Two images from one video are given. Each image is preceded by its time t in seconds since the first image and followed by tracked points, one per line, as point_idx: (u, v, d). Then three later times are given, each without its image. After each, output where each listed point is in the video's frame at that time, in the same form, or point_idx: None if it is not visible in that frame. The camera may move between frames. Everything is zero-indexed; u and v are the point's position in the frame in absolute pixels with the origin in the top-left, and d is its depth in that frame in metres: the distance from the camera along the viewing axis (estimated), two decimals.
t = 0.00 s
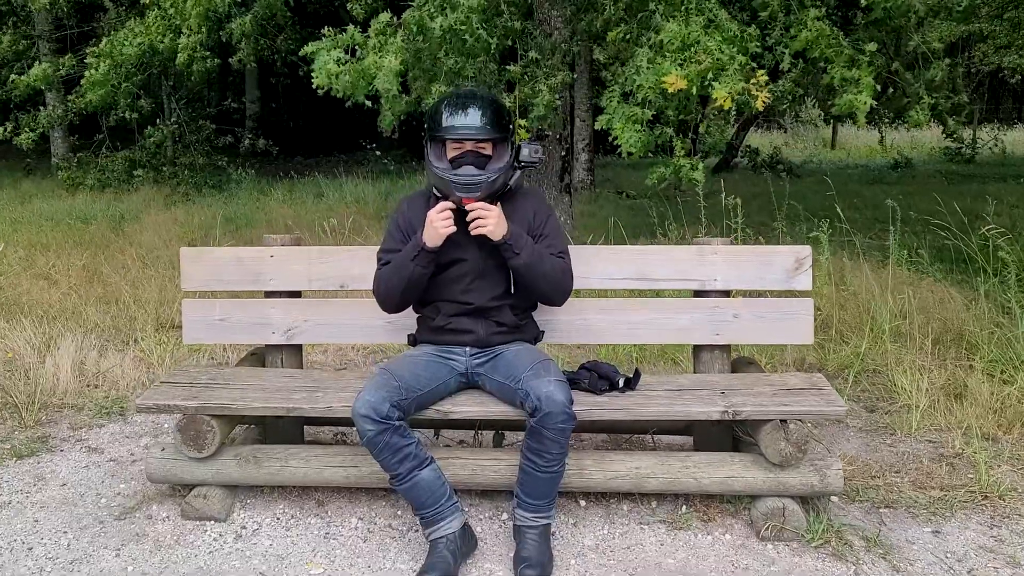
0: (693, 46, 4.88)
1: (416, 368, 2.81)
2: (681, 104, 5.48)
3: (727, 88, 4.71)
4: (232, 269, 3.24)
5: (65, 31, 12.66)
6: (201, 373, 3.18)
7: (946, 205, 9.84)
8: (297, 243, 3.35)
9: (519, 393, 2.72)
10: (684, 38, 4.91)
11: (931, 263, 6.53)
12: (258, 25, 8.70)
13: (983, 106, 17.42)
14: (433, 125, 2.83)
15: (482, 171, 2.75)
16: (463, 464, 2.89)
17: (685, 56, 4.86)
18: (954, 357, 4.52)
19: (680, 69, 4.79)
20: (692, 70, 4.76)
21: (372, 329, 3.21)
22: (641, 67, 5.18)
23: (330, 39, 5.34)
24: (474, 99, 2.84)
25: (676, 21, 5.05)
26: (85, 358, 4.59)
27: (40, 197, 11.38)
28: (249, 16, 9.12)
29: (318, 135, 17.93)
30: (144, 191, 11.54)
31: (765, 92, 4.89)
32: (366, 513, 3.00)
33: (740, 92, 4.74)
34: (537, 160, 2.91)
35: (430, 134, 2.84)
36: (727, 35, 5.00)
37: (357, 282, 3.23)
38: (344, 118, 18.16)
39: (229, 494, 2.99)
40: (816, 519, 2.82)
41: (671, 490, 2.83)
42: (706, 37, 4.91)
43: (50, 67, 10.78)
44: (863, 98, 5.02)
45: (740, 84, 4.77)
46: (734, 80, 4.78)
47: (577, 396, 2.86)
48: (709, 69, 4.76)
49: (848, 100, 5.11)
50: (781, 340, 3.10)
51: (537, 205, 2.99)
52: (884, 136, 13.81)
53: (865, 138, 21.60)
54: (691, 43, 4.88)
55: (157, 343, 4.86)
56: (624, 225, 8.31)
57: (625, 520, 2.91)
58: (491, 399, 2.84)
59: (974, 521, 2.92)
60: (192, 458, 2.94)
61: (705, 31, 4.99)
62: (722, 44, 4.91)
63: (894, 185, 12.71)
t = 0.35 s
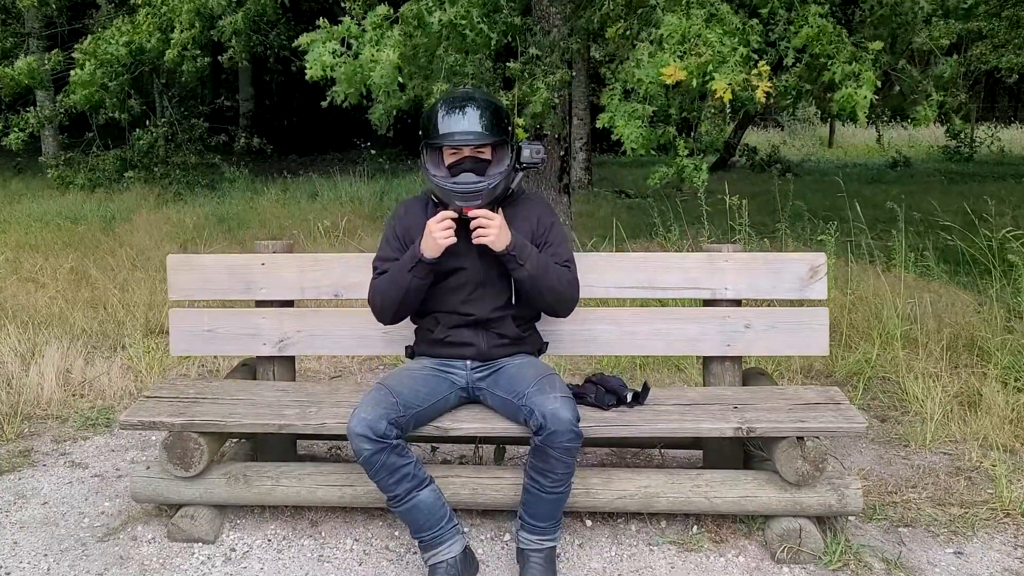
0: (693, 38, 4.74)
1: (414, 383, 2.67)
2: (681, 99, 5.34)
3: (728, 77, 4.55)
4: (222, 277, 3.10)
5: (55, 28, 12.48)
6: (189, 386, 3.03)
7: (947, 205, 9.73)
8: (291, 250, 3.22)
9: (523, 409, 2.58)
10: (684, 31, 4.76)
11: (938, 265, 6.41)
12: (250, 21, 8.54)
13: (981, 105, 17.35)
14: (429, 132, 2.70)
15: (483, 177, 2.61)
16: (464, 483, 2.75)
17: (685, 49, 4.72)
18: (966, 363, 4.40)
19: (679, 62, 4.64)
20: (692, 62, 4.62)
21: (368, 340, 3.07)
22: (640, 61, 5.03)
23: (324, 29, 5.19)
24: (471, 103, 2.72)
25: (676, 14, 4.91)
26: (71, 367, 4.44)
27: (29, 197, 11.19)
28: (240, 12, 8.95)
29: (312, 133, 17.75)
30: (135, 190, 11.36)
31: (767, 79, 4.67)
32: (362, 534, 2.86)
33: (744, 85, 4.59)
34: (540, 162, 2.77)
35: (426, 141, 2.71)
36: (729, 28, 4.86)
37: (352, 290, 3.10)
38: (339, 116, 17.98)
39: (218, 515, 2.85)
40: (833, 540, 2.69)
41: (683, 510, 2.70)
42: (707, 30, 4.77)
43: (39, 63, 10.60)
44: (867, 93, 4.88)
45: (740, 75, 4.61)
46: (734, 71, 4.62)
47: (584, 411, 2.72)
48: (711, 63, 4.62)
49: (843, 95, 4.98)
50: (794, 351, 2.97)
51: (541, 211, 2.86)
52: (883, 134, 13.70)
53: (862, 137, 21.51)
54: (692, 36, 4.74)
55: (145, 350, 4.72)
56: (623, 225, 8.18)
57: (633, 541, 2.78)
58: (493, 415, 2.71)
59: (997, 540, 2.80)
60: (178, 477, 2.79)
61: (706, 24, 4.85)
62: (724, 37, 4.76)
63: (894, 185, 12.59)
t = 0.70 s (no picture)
0: (697, 31, 4.57)
1: (408, 403, 2.50)
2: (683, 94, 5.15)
3: (734, 67, 4.36)
4: (204, 287, 2.92)
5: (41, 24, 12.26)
6: (169, 404, 2.86)
7: (950, 205, 9.57)
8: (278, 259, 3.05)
9: (525, 432, 2.41)
10: (687, 24, 4.61)
11: (945, 267, 6.26)
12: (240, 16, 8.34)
13: (980, 103, 17.24)
14: (426, 132, 2.52)
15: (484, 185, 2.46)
16: (461, 508, 2.58)
17: (687, 42, 4.55)
18: (981, 372, 4.25)
19: (682, 55, 4.47)
20: (695, 57, 4.45)
21: (360, 354, 2.90)
22: (640, 56, 4.90)
23: (308, 20, 5.04)
24: (471, 102, 2.54)
25: (678, 8, 4.75)
26: (50, 377, 4.26)
27: (16, 196, 10.96)
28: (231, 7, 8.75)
29: (305, 130, 17.55)
30: (124, 188, 11.14)
31: (772, 71, 4.54)
32: (352, 562, 2.69)
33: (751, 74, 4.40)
34: (542, 166, 2.61)
35: (423, 142, 2.53)
36: (731, 21, 4.68)
37: (343, 301, 2.93)
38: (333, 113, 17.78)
39: (200, 542, 2.68)
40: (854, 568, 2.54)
41: (695, 537, 2.53)
42: (711, 24, 4.59)
43: (25, 60, 10.38)
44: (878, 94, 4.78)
45: (747, 66, 4.44)
46: (739, 63, 4.43)
47: (589, 432, 2.56)
48: (714, 55, 4.43)
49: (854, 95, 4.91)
50: (810, 366, 2.81)
51: (541, 219, 2.68)
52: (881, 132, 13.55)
53: (860, 134, 21.38)
54: (694, 30, 4.57)
55: (129, 359, 4.54)
56: (622, 224, 8.01)
57: (641, 569, 2.62)
58: (493, 437, 2.54)
59: None
60: (158, 502, 2.62)
61: (707, 18, 4.67)
62: (727, 30, 4.58)
63: (893, 183, 12.43)
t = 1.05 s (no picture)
0: (713, 30, 4.40)
1: (396, 428, 2.29)
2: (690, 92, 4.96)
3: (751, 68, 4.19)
4: (178, 300, 2.71)
5: (27, 18, 12.00)
6: (139, 426, 2.65)
7: (955, 204, 9.41)
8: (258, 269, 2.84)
9: (525, 462, 2.21)
10: (702, 21, 4.42)
11: (956, 268, 6.08)
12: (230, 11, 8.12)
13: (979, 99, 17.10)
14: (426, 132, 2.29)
15: (498, 159, 2.20)
16: (455, 542, 2.37)
17: (705, 41, 4.39)
18: (1001, 381, 4.06)
19: (703, 58, 4.29)
20: (714, 58, 4.28)
21: (346, 372, 2.70)
22: (648, 52, 4.75)
23: (298, 18, 4.85)
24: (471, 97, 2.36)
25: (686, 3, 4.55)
26: (22, 389, 4.04)
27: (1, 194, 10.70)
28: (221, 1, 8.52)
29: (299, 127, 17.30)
30: (112, 186, 10.89)
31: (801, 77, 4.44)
32: None
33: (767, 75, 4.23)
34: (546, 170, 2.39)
35: (422, 144, 2.28)
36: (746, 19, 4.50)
37: (328, 315, 2.72)
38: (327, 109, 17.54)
39: None
40: None
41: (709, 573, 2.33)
42: (726, 21, 4.43)
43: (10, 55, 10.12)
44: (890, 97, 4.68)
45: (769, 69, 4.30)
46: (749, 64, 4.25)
47: (593, 460, 2.35)
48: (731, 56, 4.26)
49: (876, 100, 4.84)
50: (831, 384, 2.60)
51: (537, 214, 2.48)
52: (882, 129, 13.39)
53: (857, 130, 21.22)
54: (707, 26, 4.39)
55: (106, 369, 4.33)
56: (622, 224, 7.82)
57: None
58: (490, 465, 2.33)
59: None
60: (124, 536, 2.41)
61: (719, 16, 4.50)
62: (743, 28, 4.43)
63: (895, 180, 12.28)
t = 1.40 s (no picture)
0: (710, 30, 4.17)
1: (381, 463, 2.08)
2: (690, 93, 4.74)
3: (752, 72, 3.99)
4: (145, 318, 2.50)
5: (12, 13, 11.73)
6: (103, 455, 2.43)
7: (959, 203, 9.20)
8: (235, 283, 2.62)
9: (523, 501, 2.00)
10: (700, 21, 4.19)
11: (966, 272, 5.89)
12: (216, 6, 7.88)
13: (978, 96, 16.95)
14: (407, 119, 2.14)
15: (490, 101, 2.09)
16: None
17: (701, 43, 4.17)
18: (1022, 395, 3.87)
19: (696, 59, 4.09)
20: (712, 60, 4.07)
21: (328, 395, 2.49)
22: (646, 52, 4.54)
23: (285, 18, 4.60)
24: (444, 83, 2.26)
25: None
26: None
27: None
28: None
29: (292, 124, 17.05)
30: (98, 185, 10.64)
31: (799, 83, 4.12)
32: None
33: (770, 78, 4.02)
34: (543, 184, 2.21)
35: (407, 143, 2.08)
36: (748, 18, 4.28)
37: (308, 333, 2.51)
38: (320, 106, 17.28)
39: None
40: None
41: None
42: (725, 20, 4.20)
43: None
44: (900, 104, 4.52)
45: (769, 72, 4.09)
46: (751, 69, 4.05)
47: (597, 495, 2.15)
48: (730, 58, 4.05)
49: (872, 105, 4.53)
50: (854, 410, 2.40)
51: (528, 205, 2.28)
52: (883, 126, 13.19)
53: (854, 126, 21.05)
54: (706, 26, 4.17)
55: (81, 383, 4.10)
56: (621, 224, 7.61)
57: None
58: (484, 501, 2.12)
59: None
60: None
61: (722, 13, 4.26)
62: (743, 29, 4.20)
63: (896, 178, 12.07)
